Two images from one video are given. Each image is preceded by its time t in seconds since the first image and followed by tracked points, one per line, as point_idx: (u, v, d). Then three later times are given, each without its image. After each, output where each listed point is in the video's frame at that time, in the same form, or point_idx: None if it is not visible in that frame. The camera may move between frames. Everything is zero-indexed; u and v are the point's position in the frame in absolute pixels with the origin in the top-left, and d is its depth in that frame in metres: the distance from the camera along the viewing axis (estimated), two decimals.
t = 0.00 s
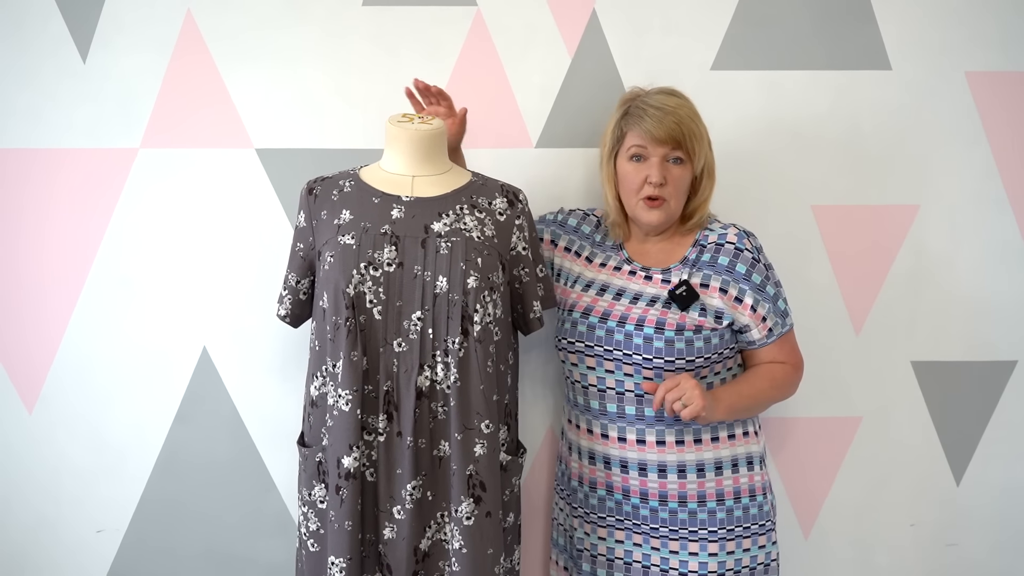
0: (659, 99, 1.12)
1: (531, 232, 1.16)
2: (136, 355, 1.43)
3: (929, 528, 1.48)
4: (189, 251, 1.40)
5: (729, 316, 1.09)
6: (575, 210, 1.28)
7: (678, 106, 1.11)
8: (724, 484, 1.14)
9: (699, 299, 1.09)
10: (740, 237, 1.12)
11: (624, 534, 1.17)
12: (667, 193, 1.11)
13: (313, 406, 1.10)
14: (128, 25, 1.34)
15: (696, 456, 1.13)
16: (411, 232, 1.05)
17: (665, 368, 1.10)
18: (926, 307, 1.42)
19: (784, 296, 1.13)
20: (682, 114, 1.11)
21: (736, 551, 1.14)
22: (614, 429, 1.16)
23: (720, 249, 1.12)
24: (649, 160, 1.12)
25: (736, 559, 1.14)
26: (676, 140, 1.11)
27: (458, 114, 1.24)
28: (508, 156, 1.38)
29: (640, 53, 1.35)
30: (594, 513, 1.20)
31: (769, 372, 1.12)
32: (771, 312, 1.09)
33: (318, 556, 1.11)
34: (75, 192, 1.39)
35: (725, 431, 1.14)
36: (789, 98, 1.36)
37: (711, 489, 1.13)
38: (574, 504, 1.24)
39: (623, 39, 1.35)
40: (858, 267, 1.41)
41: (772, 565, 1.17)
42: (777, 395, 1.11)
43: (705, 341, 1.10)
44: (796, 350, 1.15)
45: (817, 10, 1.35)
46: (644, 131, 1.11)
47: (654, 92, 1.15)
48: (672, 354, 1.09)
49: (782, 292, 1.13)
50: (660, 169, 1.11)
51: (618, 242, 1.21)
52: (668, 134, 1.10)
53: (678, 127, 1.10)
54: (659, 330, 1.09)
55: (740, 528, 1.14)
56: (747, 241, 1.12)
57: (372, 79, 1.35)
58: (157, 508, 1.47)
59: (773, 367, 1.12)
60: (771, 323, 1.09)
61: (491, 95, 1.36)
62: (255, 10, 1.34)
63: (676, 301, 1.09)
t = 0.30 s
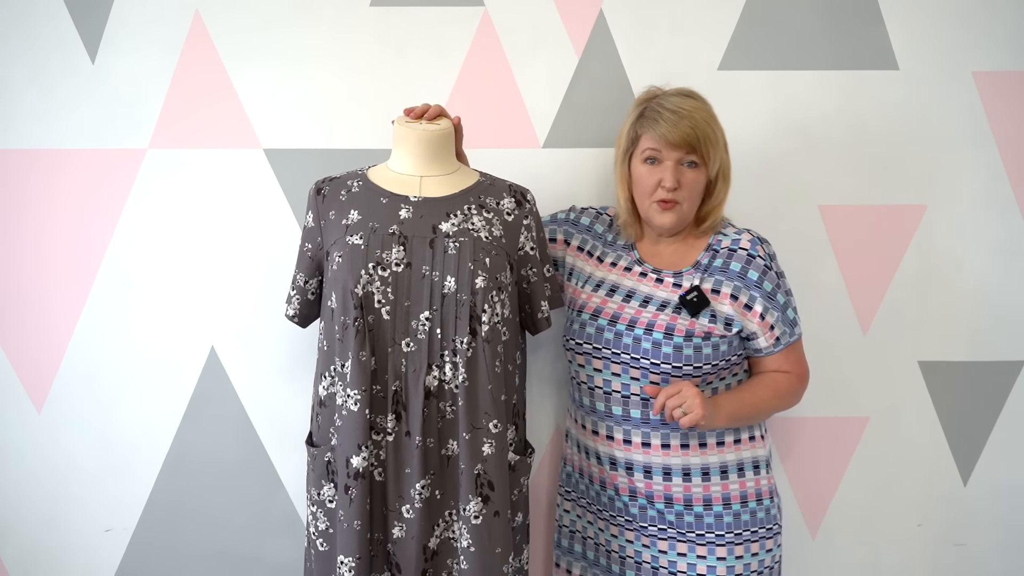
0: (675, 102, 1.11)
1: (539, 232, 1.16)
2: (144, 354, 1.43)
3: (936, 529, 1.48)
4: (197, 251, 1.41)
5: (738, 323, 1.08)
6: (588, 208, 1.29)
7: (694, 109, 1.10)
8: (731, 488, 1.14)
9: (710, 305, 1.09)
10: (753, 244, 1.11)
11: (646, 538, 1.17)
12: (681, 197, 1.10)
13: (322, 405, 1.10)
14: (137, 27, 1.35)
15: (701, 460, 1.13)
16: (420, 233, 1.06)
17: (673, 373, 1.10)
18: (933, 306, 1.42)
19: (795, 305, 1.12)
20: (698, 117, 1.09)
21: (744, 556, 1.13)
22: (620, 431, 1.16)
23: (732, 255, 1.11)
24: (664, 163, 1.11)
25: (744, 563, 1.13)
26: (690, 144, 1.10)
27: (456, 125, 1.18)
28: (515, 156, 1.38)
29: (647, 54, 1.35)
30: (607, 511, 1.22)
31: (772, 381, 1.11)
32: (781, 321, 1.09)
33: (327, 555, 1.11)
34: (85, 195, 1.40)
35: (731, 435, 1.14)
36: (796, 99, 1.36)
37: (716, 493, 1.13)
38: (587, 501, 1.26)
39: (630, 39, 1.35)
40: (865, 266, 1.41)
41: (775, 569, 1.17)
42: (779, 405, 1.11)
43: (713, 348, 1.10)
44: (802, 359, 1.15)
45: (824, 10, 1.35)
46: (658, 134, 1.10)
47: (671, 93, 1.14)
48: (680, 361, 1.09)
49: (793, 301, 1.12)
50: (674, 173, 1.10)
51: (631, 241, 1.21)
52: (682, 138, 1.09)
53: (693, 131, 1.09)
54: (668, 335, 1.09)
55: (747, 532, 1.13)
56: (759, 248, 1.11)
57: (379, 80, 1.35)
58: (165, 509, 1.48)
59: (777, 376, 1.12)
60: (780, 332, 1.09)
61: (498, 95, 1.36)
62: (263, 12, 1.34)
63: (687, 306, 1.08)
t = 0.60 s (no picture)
0: (700, 100, 1.11)
1: (547, 231, 1.17)
2: (155, 353, 1.44)
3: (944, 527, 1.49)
4: (206, 251, 1.41)
5: (776, 326, 1.09)
6: (620, 207, 1.28)
7: (720, 107, 1.10)
8: (763, 494, 1.14)
9: (748, 308, 1.09)
10: (791, 246, 1.11)
11: (674, 542, 1.17)
12: (713, 195, 1.11)
13: (331, 403, 1.11)
14: (147, 27, 1.36)
15: (736, 466, 1.13)
16: (430, 232, 1.06)
17: (710, 377, 1.11)
18: (940, 305, 1.43)
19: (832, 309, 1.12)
20: (725, 113, 1.10)
21: (773, 560, 1.15)
22: (653, 435, 1.16)
23: (770, 257, 1.11)
24: (693, 162, 1.12)
25: (773, 567, 1.15)
26: (719, 141, 1.10)
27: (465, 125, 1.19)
28: (523, 156, 1.39)
29: (655, 54, 1.36)
30: (630, 515, 1.20)
31: (810, 386, 1.12)
32: (818, 324, 1.09)
33: (337, 552, 1.12)
34: (96, 195, 1.41)
35: (766, 441, 1.15)
36: (803, 99, 1.37)
37: (749, 499, 1.13)
38: (608, 503, 1.25)
39: (637, 39, 1.35)
40: (873, 267, 1.42)
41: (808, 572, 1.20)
42: (817, 409, 1.11)
43: (751, 353, 1.10)
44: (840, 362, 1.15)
45: (830, 11, 1.35)
46: (685, 133, 1.10)
47: (695, 91, 1.14)
48: (718, 364, 1.10)
49: (831, 305, 1.12)
50: (703, 171, 1.10)
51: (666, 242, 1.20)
52: (710, 136, 1.09)
53: (720, 128, 1.09)
54: (706, 339, 1.09)
55: (777, 537, 1.15)
56: (797, 250, 1.11)
57: (388, 79, 1.36)
58: (175, 507, 1.49)
59: (815, 380, 1.12)
60: (817, 336, 1.09)
61: (507, 95, 1.37)
62: (272, 12, 1.35)
63: (725, 310, 1.09)
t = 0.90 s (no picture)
0: (704, 108, 1.09)
1: (554, 233, 1.18)
2: (165, 353, 1.46)
3: (947, 526, 1.50)
4: (214, 251, 1.43)
5: (812, 333, 1.09)
6: (655, 206, 1.28)
7: (720, 115, 1.06)
8: (789, 500, 1.15)
9: (785, 314, 1.09)
10: (829, 252, 1.11)
11: (695, 545, 1.17)
12: (716, 204, 1.09)
13: (338, 402, 1.12)
14: (154, 29, 1.37)
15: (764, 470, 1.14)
16: (435, 233, 1.07)
17: (744, 381, 1.11)
18: (943, 305, 1.43)
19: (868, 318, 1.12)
20: (723, 121, 1.06)
21: (795, 563, 1.16)
22: (682, 436, 1.16)
23: (807, 262, 1.11)
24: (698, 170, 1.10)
25: (794, 570, 1.16)
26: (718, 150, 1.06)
27: (472, 127, 1.20)
28: (528, 157, 1.40)
29: (659, 55, 1.36)
30: (654, 515, 1.21)
31: (846, 392, 1.12)
32: (854, 331, 1.09)
33: (343, 549, 1.13)
34: (104, 196, 1.42)
35: (796, 447, 1.15)
36: (805, 100, 1.38)
37: (775, 504, 1.14)
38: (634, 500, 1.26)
39: (642, 40, 1.36)
40: (877, 267, 1.43)
41: None
42: (854, 414, 1.12)
43: (786, 359, 1.10)
44: (874, 369, 1.16)
45: (833, 11, 1.36)
46: (685, 144, 1.10)
47: (709, 96, 1.11)
48: (753, 369, 1.10)
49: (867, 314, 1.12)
50: (706, 179, 1.09)
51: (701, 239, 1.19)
52: (707, 146, 1.07)
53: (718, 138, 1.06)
54: (743, 344, 1.09)
55: (800, 542, 1.16)
56: (835, 256, 1.11)
57: (393, 81, 1.37)
58: (181, 504, 1.50)
59: (851, 386, 1.13)
60: (852, 343, 1.09)
61: (513, 96, 1.38)
62: (279, 14, 1.36)
63: (762, 314, 1.09)
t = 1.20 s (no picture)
0: (690, 121, 1.12)
1: (555, 232, 1.19)
2: (169, 351, 1.47)
3: (945, 524, 1.51)
4: (216, 250, 1.44)
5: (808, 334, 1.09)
6: (675, 206, 1.29)
7: (702, 127, 1.09)
8: (792, 502, 1.14)
9: (783, 316, 1.08)
10: (834, 255, 1.08)
11: (698, 542, 1.18)
12: (709, 214, 1.11)
13: (340, 400, 1.13)
14: (157, 30, 1.38)
15: (765, 471, 1.13)
16: (437, 232, 1.08)
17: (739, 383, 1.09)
18: (941, 305, 1.44)
19: (857, 327, 1.05)
20: (705, 135, 1.08)
21: (796, 565, 1.15)
22: (684, 434, 1.17)
23: (812, 265, 1.08)
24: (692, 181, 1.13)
25: (795, 572, 1.15)
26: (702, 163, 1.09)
27: (473, 127, 1.21)
28: (529, 157, 1.41)
29: (659, 56, 1.37)
30: (659, 510, 1.23)
31: (814, 383, 1.01)
32: (821, 329, 1.05)
33: (345, 546, 1.14)
34: (107, 195, 1.43)
35: (799, 450, 1.13)
36: (804, 101, 1.38)
37: (776, 505, 1.13)
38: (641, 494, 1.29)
39: (642, 42, 1.37)
40: (875, 266, 1.44)
41: None
42: (815, 408, 1.00)
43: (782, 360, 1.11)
44: (854, 382, 1.05)
45: (831, 12, 1.37)
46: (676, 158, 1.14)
47: (699, 108, 1.14)
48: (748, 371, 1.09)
49: (854, 321, 1.05)
50: (698, 190, 1.12)
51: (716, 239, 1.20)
52: (692, 158, 1.10)
53: (700, 149, 1.08)
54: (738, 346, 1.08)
55: (802, 543, 1.15)
56: (840, 260, 1.07)
57: (394, 81, 1.38)
58: (183, 502, 1.51)
59: (821, 380, 1.02)
60: (817, 341, 1.06)
61: (514, 96, 1.39)
62: (281, 15, 1.37)
63: (760, 317, 1.08)
